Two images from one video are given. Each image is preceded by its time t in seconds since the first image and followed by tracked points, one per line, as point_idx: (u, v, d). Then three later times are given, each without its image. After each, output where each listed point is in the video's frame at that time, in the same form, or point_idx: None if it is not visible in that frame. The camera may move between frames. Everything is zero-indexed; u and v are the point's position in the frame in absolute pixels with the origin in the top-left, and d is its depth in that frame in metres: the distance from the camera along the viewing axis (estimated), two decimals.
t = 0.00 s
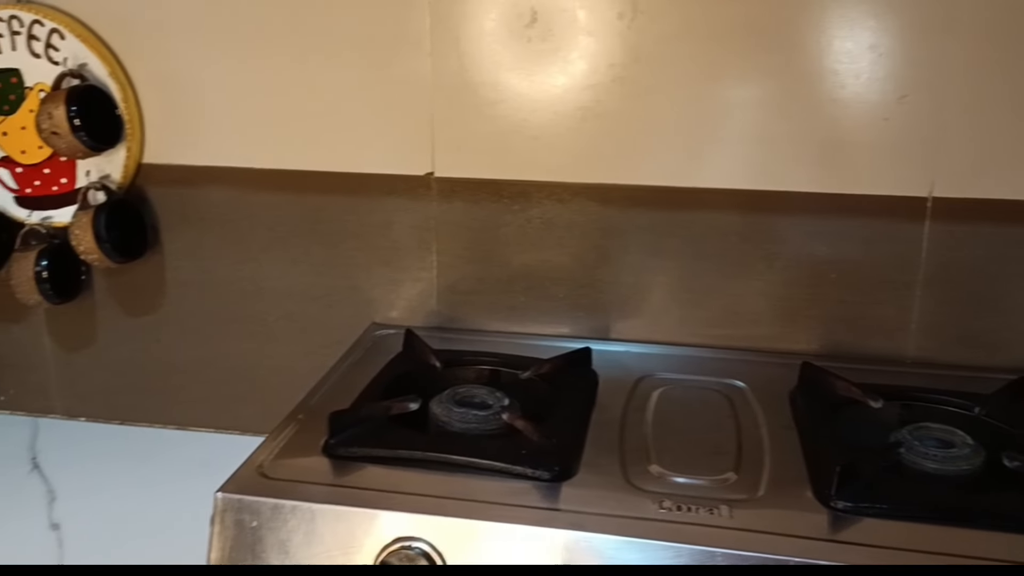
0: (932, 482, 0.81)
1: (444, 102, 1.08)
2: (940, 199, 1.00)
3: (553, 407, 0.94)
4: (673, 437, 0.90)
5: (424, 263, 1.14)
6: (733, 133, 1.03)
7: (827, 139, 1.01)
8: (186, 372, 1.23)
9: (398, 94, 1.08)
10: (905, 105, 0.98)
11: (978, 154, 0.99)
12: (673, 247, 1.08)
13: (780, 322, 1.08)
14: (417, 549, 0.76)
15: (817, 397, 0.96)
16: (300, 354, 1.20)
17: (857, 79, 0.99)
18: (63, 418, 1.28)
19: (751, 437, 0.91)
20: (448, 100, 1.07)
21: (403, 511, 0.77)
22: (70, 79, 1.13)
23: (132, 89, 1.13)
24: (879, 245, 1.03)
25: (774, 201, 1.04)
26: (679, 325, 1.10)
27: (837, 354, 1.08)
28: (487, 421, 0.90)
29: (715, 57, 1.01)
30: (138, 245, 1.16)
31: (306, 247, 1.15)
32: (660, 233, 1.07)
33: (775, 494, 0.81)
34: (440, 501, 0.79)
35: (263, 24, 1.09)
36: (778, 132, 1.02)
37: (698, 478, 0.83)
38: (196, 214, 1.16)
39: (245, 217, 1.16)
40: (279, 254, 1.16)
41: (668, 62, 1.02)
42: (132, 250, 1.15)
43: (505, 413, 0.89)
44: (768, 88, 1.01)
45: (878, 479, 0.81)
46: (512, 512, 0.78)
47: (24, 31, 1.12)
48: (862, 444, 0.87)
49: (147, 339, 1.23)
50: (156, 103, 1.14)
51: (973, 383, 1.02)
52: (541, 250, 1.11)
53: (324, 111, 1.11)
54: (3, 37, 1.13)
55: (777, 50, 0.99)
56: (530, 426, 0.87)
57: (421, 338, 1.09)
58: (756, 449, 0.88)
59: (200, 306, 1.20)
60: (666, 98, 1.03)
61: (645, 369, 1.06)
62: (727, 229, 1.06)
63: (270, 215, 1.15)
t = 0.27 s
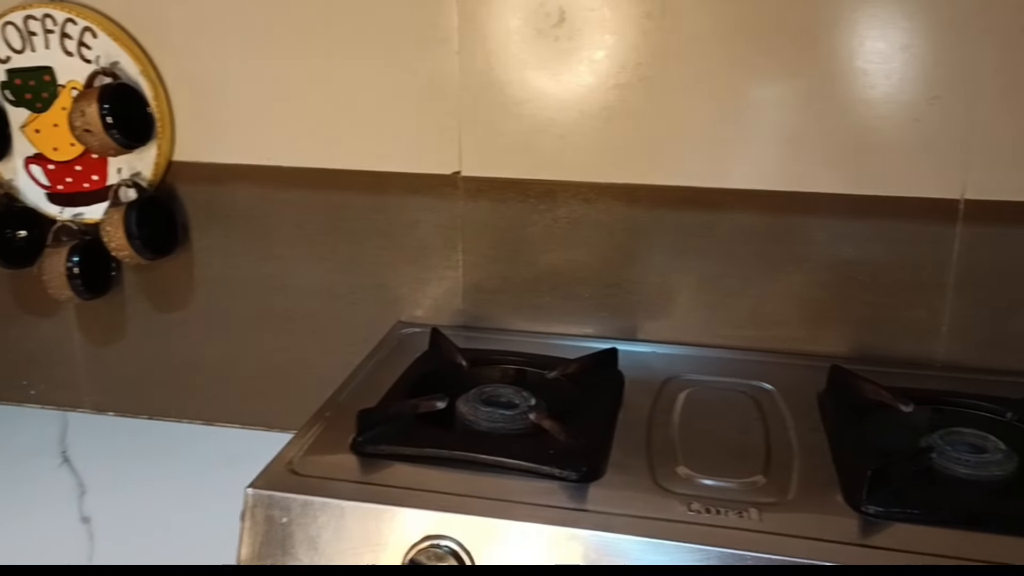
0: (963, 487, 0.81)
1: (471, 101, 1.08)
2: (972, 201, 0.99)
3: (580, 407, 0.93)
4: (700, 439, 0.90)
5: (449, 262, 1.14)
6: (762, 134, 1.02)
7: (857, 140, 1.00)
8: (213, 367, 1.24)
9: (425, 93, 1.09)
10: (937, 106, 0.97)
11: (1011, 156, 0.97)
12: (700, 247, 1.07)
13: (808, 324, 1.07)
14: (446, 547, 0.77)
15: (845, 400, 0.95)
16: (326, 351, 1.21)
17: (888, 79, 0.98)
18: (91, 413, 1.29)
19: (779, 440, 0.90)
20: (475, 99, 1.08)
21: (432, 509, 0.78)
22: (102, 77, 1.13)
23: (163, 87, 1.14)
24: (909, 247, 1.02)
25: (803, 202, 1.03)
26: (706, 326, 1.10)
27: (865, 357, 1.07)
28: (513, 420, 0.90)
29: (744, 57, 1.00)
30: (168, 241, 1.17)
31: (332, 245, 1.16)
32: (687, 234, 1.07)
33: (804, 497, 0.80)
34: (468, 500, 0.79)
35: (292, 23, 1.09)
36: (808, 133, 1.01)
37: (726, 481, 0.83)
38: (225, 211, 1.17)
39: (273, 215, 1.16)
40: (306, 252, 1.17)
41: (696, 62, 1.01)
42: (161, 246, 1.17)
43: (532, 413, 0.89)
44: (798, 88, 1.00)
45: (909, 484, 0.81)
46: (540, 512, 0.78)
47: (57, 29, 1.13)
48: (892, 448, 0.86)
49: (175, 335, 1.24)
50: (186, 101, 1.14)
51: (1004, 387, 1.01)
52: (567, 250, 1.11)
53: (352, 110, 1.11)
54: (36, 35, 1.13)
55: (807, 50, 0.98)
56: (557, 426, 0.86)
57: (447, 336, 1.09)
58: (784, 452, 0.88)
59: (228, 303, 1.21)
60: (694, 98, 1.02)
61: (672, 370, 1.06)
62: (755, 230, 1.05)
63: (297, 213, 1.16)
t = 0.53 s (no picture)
0: (1002, 499, 0.79)
1: (504, 105, 1.08)
2: (1012, 210, 0.98)
3: (611, 413, 0.93)
4: (733, 447, 0.90)
5: (481, 266, 1.15)
6: (797, 140, 1.01)
7: (894, 147, 0.99)
8: (247, 367, 1.26)
9: (460, 98, 1.09)
10: (977, 113, 0.96)
11: None
12: (733, 254, 1.07)
13: (842, 332, 1.06)
14: (478, 550, 0.77)
15: (880, 409, 0.94)
16: (358, 353, 1.22)
17: (927, 86, 0.97)
18: (128, 410, 1.33)
19: (813, 448, 0.90)
20: (509, 104, 1.08)
21: (464, 512, 0.78)
22: (144, 80, 1.15)
23: (201, 90, 1.16)
24: (947, 256, 1.01)
25: (838, 209, 1.02)
26: (738, 333, 1.09)
27: (900, 366, 1.06)
28: (545, 424, 0.90)
29: (780, 63, 1.00)
30: (205, 242, 1.19)
31: (365, 248, 1.17)
32: (719, 240, 1.07)
33: (839, 507, 0.80)
34: (500, 503, 0.79)
35: (329, 28, 1.10)
36: (844, 140, 1.00)
37: (758, 489, 0.82)
38: (260, 213, 1.19)
39: (307, 218, 1.18)
40: (339, 254, 1.18)
41: (731, 67, 1.01)
42: (198, 247, 1.18)
43: (564, 417, 0.89)
44: (834, 95, 0.99)
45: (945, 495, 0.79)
46: (572, 517, 0.78)
47: (99, 33, 1.15)
48: (928, 460, 0.85)
49: (210, 335, 1.26)
50: (224, 104, 1.16)
51: None
52: (599, 255, 1.11)
53: (387, 114, 1.12)
54: (79, 39, 1.16)
55: (844, 56, 0.98)
56: (589, 431, 0.87)
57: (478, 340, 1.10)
58: (819, 461, 0.87)
59: (262, 304, 1.23)
60: (729, 104, 1.02)
61: (703, 377, 1.05)
62: (789, 237, 1.05)
63: (331, 215, 1.17)
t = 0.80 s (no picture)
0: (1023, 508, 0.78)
1: (520, 107, 1.08)
2: None
3: (626, 417, 0.93)
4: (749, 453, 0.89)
5: (496, 268, 1.14)
6: (815, 144, 1.01)
7: (913, 152, 0.98)
8: (262, 367, 1.27)
9: (476, 100, 1.09)
10: (998, 118, 0.95)
11: None
12: (749, 258, 1.06)
13: (859, 338, 1.06)
14: (492, 553, 0.76)
15: (898, 416, 0.94)
16: (372, 354, 1.22)
17: (947, 90, 0.96)
18: (142, 410, 1.34)
19: (830, 455, 0.89)
20: (525, 106, 1.08)
21: (479, 516, 0.78)
22: (161, 81, 1.16)
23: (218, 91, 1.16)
24: (967, 261, 1.00)
25: (857, 213, 1.01)
26: (754, 337, 1.09)
27: (918, 373, 1.05)
28: (560, 428, 0.90)
29: (798, 67, 0.99)
30: (221, 242, 1.20)
31: (380, 249, 1.17)
32: (736, 244, 1.06)
33: (857, 515, 0.79)
34: (515, 507, 0.79)
35: (345, 29, 1.10)
36: (863, 144, 0.99)
37: (775, 496, 0.81)
38: (276, 214, 1.19)
39: (322, 219, 1.18)
40: (354, 255, 1.18)
41: (749, 70, 1.00)
42: (214, 247, 1.19)
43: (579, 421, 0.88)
44: (853, 98, 0.98)
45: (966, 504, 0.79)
46: (587, 522, 0.77)
47: (117, 34, 1.15)
48: (947, 467, 0.84)
49: (225, 335, 1.26)
50: (240, 105, 1.16)
51: None
52: (614, 258, 1.10)
53: (402, 116, 1.12)
54: (97, 40, 1.16)
55: (863, 60, 0.97)
56: (604, 435, 0.86)
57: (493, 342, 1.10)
58: (836, 468, 0.86)
59: (276, 304, 1.23)
60: (746, 107, 1.01)
61: (719, 381, 1.05)
62: (807, 242, 1.04)
63: (346, 217, 1.17)
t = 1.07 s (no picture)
0: None
1: (543, 112, 1.08)
2: None
3: (650, 423, 0.93)
4: (773, 461, 0.88)
5: (518, 272, 1.14)
6: (841, 150, 1.00)
7: (941, 158, 0.97)
8: (284, 369, 1.27)
9: (499, 104, 1.09)
10: None
11: None
12: (773, 264, 1.05)
13: (885, 345, 1.05)
14: (516, 559, 0.76)
15: (924, 425, 0.93)
16: (394, 357, 1.22)
17: (976, 96, 0.95)
18: (166, 409, 1.35)
19: (856, 463, 0.88)
20: (548, 111, 1.07)
21: (504, 521, 0.78)
22: (188, 84, 1.16)
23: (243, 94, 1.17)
24: (995, 270, 0.99)
25: (883, 220, 1.01)
26: (777, 344, 1.08)
27: (944, 381, 1.04)
28: (583, 434, 0.89)
29: (825, 72, 0.98)
30: (246, 244, 1.21)
31: (403, 252, 1.18)
32: (760, 250, 1.05)
33: (883, 525, 0.78)
34: (539, 512, 0.79)
35: (369, 33, 1.10)
36: (889, 150, 0.98)
37: (800, 505, 0.81)
38: (299, 216, 1.20)
39: (346, 221, 1.18)
40: (377, 258, 1.19)
41: (775, 75, 0.99)
42: (239, 249, 1.20)
43: (602, 427, 0.88)
44: (880, 104, 0.97)
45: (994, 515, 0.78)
46: (612, 528, 0.77)
47: (144, 37, 1.16)
48: (975, 478, 0.83)
49: (248, 336, 1.27)
50: (264, 108, 1.17)
51: None
52: (637, 263, 1.10)
53: (426, 120, 1.12)
54: (124, 43, 1.17)
55: (891, 65, 0.96)
56: (628, 441, 0.86)
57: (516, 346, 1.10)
58: (862, 476, 0.86)
59: (299, 306, 1.24)
60: (771, 112, 1.01)
61: (743, 388, 1.04)
62: (832, 248, 1.03)
63: (369, 220, 1.17)
